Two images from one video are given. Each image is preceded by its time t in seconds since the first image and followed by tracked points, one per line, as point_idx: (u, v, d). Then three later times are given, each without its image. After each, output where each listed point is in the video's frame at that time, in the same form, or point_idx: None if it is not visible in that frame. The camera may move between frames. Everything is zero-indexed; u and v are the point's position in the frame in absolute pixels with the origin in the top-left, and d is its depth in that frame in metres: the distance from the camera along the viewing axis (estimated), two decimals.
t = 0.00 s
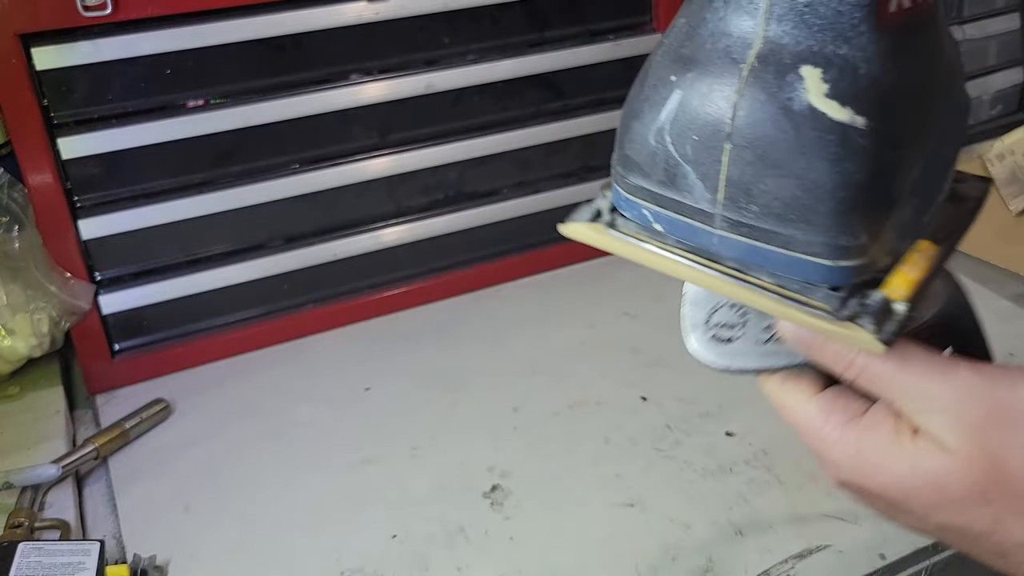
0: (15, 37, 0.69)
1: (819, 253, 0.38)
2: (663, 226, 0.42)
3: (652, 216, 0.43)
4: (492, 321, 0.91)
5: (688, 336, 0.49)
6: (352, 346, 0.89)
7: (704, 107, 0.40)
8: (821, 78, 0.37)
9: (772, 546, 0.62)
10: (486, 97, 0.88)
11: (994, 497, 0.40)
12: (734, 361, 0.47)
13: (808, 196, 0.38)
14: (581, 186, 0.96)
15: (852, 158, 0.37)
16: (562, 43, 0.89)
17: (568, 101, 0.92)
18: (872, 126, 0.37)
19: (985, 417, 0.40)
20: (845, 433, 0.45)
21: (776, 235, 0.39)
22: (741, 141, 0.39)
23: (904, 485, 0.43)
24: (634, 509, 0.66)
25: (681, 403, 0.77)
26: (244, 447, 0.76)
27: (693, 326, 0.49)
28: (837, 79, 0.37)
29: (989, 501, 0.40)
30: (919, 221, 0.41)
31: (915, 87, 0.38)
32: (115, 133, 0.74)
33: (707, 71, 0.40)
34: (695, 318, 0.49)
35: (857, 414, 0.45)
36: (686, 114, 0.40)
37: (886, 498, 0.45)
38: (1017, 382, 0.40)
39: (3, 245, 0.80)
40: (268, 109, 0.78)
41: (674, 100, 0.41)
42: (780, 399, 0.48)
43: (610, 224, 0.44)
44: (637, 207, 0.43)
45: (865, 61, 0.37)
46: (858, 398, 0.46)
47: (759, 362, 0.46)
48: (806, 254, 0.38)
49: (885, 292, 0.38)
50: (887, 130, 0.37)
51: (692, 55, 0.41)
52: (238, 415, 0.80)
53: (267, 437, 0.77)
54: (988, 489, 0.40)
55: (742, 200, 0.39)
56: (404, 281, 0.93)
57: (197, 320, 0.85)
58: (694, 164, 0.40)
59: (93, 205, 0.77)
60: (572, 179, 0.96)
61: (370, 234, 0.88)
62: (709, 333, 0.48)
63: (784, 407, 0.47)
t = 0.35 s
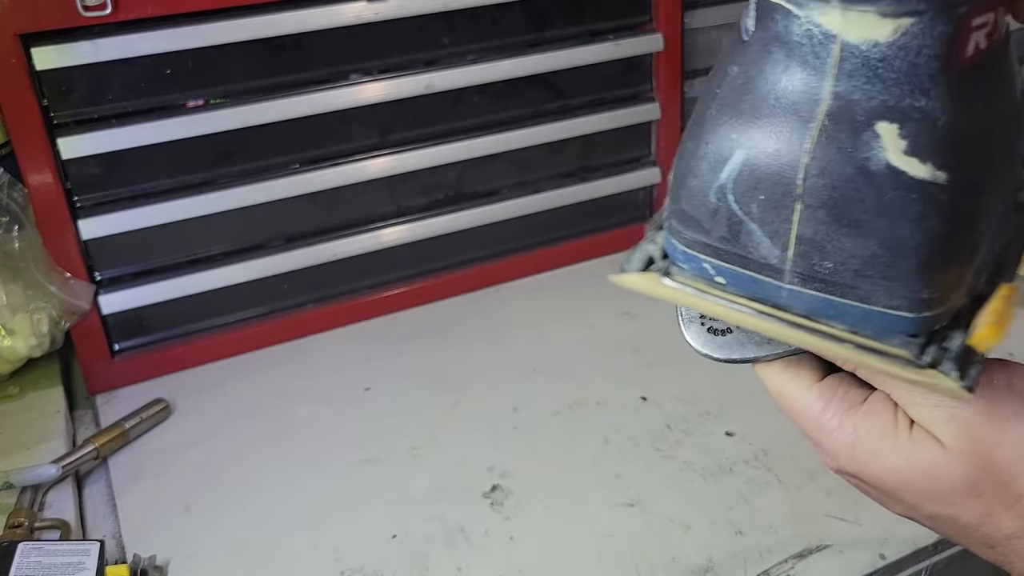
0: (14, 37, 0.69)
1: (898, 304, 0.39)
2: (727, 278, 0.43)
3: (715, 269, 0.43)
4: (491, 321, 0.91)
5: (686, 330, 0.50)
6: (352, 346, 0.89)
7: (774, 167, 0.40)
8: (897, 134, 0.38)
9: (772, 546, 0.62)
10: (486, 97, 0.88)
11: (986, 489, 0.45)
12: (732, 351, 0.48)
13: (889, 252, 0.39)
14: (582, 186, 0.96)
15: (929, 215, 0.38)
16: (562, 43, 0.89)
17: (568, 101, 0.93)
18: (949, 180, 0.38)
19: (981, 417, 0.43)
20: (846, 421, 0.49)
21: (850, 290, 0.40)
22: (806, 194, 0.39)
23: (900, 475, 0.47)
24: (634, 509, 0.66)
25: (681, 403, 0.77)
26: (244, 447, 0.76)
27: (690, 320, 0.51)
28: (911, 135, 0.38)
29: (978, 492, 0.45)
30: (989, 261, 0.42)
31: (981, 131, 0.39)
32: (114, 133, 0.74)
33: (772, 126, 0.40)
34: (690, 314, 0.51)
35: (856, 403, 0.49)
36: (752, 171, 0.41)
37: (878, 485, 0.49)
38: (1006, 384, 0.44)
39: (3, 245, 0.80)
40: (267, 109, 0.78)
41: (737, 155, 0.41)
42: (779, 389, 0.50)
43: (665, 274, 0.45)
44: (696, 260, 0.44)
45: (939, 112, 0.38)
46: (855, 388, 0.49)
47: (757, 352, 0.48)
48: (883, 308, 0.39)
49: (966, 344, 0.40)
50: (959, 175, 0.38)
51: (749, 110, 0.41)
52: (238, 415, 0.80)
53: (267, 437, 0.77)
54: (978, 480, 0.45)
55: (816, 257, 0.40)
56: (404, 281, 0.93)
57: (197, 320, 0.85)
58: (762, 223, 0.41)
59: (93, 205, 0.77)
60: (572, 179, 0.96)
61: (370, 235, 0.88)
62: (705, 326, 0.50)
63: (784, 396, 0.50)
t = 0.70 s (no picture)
0: (14, 37, 0.69)
1: (738, 163, 0.38)
2: (621, 148, 0.44)
3: (614, 137, 0.44)
4: (491, 321, 0.91)
5: (710, 321, 0.48)
6: (352, 346, 0.89)
7: (670, 24, 0.40)
8: None
9: (772, 546, 0.62)
10: (486, 98, 0.88)
11: (1016, 497, 0.43)
12: (756, 348, 0.46)
13: (735, 101, 0.38)
14: (581, 187, 0.96)
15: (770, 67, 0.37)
16: (562, 44, 0.89)
17: (568, 101, 0.93)
18: (804, 42, 0.37)
19: (1007, 422, 0.42)
20: (866, 427, 0.47)
21: (704, 145, 0.39)
22: (690, 58, 0.39)
23: (924, 482, 0.46)
24: (634, 509, 0.66)
25: (680, 403, 0.77)
26: (244, 447, 0.76)
27: (716, 312, 0.48)
28: None
29: (1009, 500, 0.44)
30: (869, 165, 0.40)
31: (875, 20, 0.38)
32: (114, 133, 0.74)
33: None
34: (718, 304, 0.48)
35: (878, 408, 0.47)
36: (652, 29, 0.41)
37: (903, 492, 0.48)
38: None
39: (3, 245, 0.80)
40: (267, 109, 0.78)
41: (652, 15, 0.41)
42: (800, 392, 0.49)
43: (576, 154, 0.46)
44: (601, 129, 0.45)
45: None
46: (878, 392, 0.48)
47: (782, 354, 0.46)
48: (727, 165, 0.39)
49: (794, 213, 0.38)
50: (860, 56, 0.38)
51: None
52: (238, 415, 0.80)
53: (266, 437, 0.77)
54: (1010, 488, 0.43)
55: (681, 111, 0.40)
56: (404, 281, 0.93)
57: (196, 320, 0.85)
58: (649, 77, 0.41)
59: (93, 205, 0.77)
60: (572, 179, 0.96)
61: (370, 235, 0.88)
62: (732, 321, 0.47)
63: (803, 399, 0.49)
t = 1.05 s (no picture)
0: (15, 37, 0.69)
1: (825, 186, 0.36)
2: (681, 172, 0.40)
3: (671, 161, 0.40)
4: (490, 321, 0.91)
5: (649, 353, 0.47)
6: (352, 346, 0.89)
7: (759, 29, 0.38)
8: None
9: (772, 546, 0.62)
10: (486, 97, 0.88)
11: (964, 528, 0.43)
12: (696, 386, 0.46)
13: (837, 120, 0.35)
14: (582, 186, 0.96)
15: (873, 69, 0.35)
16: (563, 43, 0.89)
17: (568, 101, 0.93)
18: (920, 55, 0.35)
19: (953, 452, 0.41)
20: (810, 459, 0.46)
21: (772, 171, 0.37)
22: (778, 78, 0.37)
23: (871, 517, 0.44)
24: (634, 509, 0.66)
25: (681, 403, 0.77)
26: (244, 447, 0.76)
27: (655, 345, 0.46)
28: None
29: (959, 532, 0.43)
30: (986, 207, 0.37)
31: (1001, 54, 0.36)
32: (115, 133, 0.74)
33: None
34: (657, 338, 0.46)
35: (822, 441, 0.46)
36: (734, 37, 0.38)
37: (850, 527, 0.46)
38: (981, 413, 0.41)
39: (4, 245, 0.80)
40: (268, 109, 0.78)
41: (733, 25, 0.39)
42: (745, 426, 0.49)
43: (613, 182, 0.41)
44: (654, 152, 0.41)
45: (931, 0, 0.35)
46: (822, 425, 0.47)
47: (723, 391, 0.46)
48: (807, 193, 0.36)
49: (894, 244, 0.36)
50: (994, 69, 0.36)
51: None
52: (238, 415, 0.80)
53: (267, 436, 0.77)
54: (957, 519, 0.42)
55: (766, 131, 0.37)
56: (404, 281, 0.93)
57: (196, 320, 0.86)
58: (728, 90, 0.38)
59: (93, 205, 0.77)
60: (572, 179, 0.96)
61: (370, 234, 0.88)
62: (672, 357, 0.46)
63: (749, 433, 0.48)
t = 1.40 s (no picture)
0: (14, 37, 0.69)
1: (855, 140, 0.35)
2: (723, 149, 0.40)
3: (718, 141, 0.40)
4: (490, 321, 0.91)
5: (671, 349, 0.48)
6: (352, 346, 0.89)
7: (802, 23, 0.39)
8: None
9: (772, 546, 0.62)
10: (486, 97, 0.88)
11: (984, 529, 0.42)
12: (715, 385, 0.47)
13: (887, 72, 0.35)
14: (583, 186, 0.96)
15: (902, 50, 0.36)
16: (563, 43, 0.89)
17: (568, 101, 0.93)
18: (934, 32, 0.36)
19: (971, 452, 0.40)
20: (827, 463, 0.45)
21: (816, 129, 0.36)
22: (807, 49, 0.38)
23: (889, 519, 0.44)
24: (634, 509, 0.66)
25: (680, 403, 0.77)
26: (244, 447, 0.76)
27: (676, 342, 0.48)
28: None
29: (978, 533, 0.42)
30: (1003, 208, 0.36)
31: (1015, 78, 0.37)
32: (114, 133, 0.74)
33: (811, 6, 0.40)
34: (680, 336, 0.48)
35: (839, 445, 0.46)
36: (782, 34, 0.40)
37: (870, 532, 0.46)
38: (1000, 414, 0.40)
39: (4, 245, 0.80)
40: (268, 109, 0.78)
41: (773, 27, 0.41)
42: (763, 431, 0.49)
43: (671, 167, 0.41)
44: (707, 136, 0.41)
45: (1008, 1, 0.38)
46: (840, 428, 0.47)
47: (741, 393, 0.47)
48: (833, 143, 0.35)
49: (895, 186, 0.34)
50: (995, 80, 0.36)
51: None
52: (238, 415, 0.80)
53: (266, 436, 0.77)
54: (976, 520, 0.41)
55: (798, 94, 0.38)
56: (404, 281, 0.93)
57: (196, 320, 0.86)
58: (771, 74, 0.39)
59: (93, 205, 0.77)
60: (572, 179, 0.96)
61: (370, 234, 0.88)
62: (693, 355, 0.47)
63: (767, 438, 0.48)
